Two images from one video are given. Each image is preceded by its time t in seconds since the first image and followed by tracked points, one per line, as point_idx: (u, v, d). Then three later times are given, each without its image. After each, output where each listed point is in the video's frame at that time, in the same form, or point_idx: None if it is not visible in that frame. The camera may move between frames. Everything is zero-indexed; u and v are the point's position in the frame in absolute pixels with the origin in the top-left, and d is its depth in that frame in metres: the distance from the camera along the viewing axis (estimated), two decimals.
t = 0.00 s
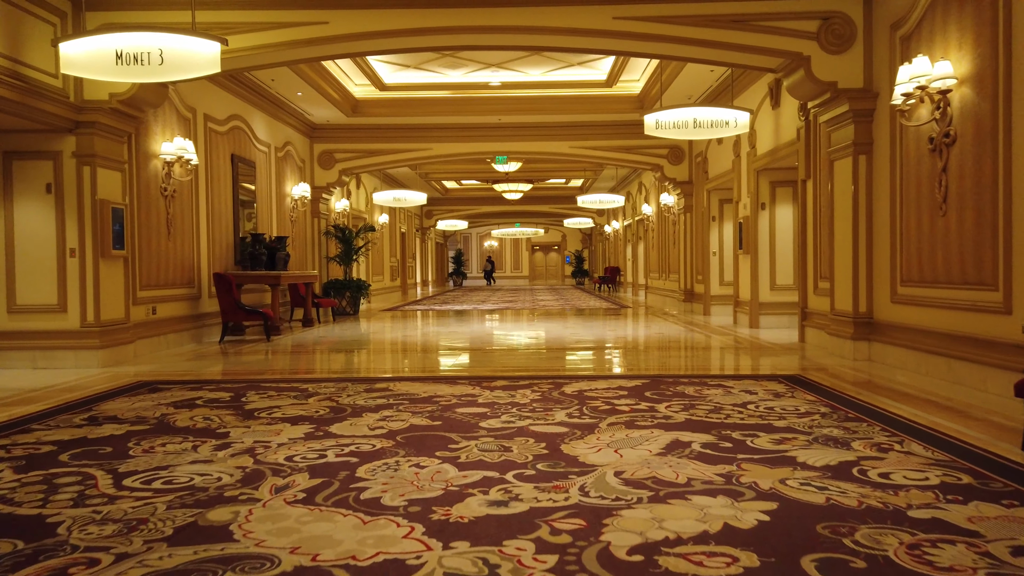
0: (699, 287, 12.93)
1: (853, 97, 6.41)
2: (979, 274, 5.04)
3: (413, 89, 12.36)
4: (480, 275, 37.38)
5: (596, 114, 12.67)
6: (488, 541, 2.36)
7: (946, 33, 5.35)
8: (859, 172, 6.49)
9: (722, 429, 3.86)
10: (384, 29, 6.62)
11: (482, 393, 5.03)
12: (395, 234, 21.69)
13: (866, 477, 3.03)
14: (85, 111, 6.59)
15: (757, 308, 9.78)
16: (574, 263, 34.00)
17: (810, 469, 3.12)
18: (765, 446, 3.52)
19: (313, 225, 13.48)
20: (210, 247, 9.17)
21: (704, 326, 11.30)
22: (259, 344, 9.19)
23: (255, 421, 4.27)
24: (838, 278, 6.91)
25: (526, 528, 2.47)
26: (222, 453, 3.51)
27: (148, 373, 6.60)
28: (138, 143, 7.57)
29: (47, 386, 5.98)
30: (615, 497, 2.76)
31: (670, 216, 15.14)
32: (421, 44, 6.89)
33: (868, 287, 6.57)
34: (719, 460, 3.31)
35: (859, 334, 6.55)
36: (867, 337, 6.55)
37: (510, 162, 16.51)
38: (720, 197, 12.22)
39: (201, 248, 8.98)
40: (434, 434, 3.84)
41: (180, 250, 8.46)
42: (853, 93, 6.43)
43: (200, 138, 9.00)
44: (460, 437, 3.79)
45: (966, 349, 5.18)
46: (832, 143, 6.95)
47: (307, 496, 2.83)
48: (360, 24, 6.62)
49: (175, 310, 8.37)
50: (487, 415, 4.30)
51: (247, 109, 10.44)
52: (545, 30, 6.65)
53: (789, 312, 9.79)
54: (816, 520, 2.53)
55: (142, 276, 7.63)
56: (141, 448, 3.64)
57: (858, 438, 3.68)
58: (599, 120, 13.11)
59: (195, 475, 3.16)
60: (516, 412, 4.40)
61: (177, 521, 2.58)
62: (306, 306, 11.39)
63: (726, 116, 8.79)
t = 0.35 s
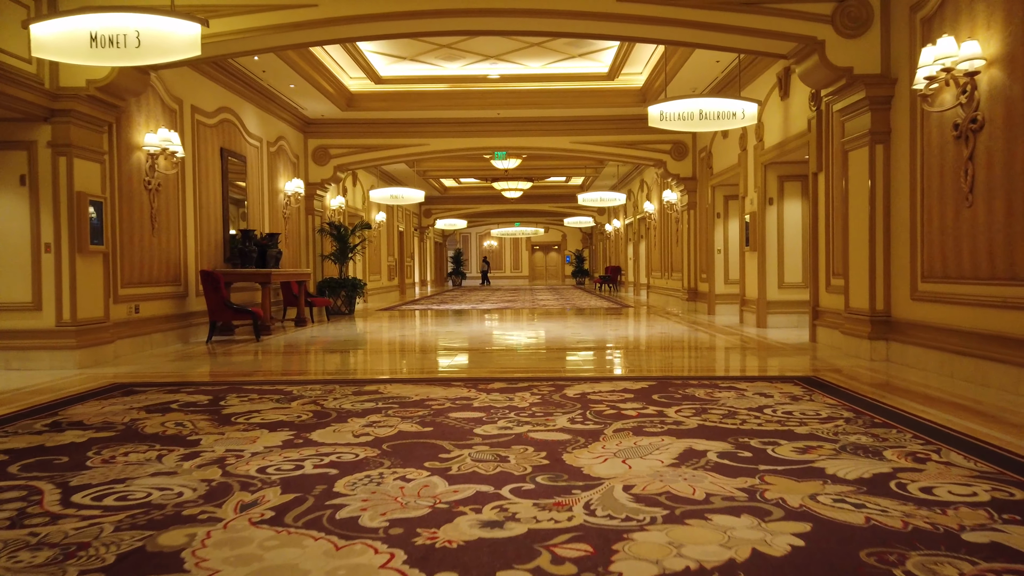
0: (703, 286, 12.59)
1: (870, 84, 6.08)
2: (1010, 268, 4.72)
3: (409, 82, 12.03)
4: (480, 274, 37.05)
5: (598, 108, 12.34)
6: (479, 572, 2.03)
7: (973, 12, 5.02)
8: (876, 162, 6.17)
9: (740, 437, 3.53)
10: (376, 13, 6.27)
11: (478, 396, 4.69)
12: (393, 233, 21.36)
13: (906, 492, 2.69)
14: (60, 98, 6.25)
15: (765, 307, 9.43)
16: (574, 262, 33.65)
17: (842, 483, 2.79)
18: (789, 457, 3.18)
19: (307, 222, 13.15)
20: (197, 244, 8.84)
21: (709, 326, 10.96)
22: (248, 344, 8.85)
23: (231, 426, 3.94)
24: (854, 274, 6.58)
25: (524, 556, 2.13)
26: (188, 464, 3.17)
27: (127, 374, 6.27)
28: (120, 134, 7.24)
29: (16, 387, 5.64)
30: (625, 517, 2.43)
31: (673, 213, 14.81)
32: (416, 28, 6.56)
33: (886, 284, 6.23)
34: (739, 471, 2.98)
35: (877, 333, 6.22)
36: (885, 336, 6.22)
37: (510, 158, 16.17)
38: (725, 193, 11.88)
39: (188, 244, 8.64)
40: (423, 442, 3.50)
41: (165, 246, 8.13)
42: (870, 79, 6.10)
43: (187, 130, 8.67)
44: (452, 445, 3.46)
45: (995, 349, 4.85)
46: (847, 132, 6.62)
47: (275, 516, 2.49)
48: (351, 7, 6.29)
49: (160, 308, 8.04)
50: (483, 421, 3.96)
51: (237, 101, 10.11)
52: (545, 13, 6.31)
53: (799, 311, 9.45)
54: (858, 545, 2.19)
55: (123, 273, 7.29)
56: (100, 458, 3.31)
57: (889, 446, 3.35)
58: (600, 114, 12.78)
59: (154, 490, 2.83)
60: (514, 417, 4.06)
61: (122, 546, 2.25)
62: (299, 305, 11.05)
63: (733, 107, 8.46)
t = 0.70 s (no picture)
0: (708, 288, 12.27)
1: (890, 77, 5.74)
2: None
3: (405, 79, 11.69)
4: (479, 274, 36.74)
5: (599, 105, 12.00)
6: None
7: None
8: (896, 160, 5.83)
9: (762, 462, 3.19)
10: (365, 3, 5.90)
11: (474, 411, 4.36)
12: (390, 233, 21.02)
13: (961, 535, 2.35)
14: (32, 93, 5.91)
15: (774, 310, 9.09)
16: (574, 263, 33.32)
17: (885, 524, 2.45)
18: (820, 488, 2.85)
19: (301, 223, 12.81)
20: (184, 246, 8.49)
21: (714, 330, 10.65)
22: (237, 350, 8.51)
23: (202, 449, 3.59)
24: (871, 278, 6.24)
25: None
26: (146, 498, 2.83)
27: (103, 385, 5.92)
28: (99, 131, 6.90)
29: None
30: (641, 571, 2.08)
31: (675, 213, 14.47)
32: (409, 20, 6.21)
33: (906, 289, 5.89)
34: (766, 507, 2.64)
35: (896, 341, 5.88)
36: (905, 344, 5.88)
37: (509, 157, 15.84)
38: (730, 192, 11.53)
39: (174, 247, 8.29)
40: (411, 469, 3.16)
41: (149, 248, 7.78)
42: (889, 72, 5.76)
43: (173, 128, 8.33)
44: (444, 473, 3.11)
45: None
46: (864, 128, 6.28)
47: (235, 567, 2.15)
48: None
49: (143, 313, 7.69)
50: (478, 442, 3.62)
51: (226, 98, 9.76)
52: (544, 4, 5.97)
53: (808, 314, 9.12)
54: None
55: (102, 277, 6.95)
56: (50, 490, 2.96)
57: (930, 474, 3.01)
58: (602, 112, 12.44)
59: (102, 532, 2.48)
60: (512, 438, 3.72)
61: None
62: (291, 308, 10.71)
63: (741, 103, 8.13)
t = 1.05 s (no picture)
0: (713, 288, 11.92)
1: (914, 65, 5.41)
2: None
3: (402, 73, 11.33)
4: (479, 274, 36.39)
5: (602, 100, 11.65)
6: None
7: None
8: (921, 153, 5.48)
9: (794, 486, 2.84)
10: None
11: (471, 424, 4.01)
12: (388, 233, 20.66)
13: None
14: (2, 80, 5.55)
15: (784, 312, 8.73)
16: (575, 262, 32.98)
17: (948, 566, 2.10)
18: (864, 518, 2.49)
19: (295, 221, 12.45)
20: (171, 244, 8.14)
21: (721, 332, 10.31)
22: (226, 353, 8.16)
23: (170, 468, 3.25)
24: (894, 279, 5.89)
25: None
26: (95, 529, 2.48)
27: (78, 392, 5.58)
28: (78, 123, 6.55)
29: None
30: None
31: (680, 211, 14.11)
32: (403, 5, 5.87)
33: (932, 290, 5.54)
34: (806, 542, 2.29)
35: (920, 345, 5.53)
36: (930, 348, 5.53)
37: (509, 155, 15.49)
38: (737, 189, 11.18)
39: (159, 245, 7.94)
40: (399, 494, 2.81)
41: (132, 247, 7.43)
42: (914, 59, 5.42)
43: (159, 121, 7.98)
44: (436, 498, 2.76)
45: None
46: (885, 120, 5.94)
47: None
48: None
49: (126, 316, 7.34)
50: (475, 461, 3.27)
51: (216, 92, 9.42)
52: None
53: (820, 316, 8.76)
54: None
55: (80, 277, 6.60)
56: None
57: (986, 501, 2.65)
58: (604, 107, 12.08)
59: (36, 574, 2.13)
60: (513, 455, 3.37)
61: None
62: (284, 310, 10.35)
63: (751, 95, 7.80)
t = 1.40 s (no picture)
0: (717, 287, 11.61)
1: (935, 47, 5.08)
2: None
3: (397, 65, 11.00)
4: (478, 274, 36.07)
5: (602, 94, 11.32)
6: None
7: None
8: (943, 141, 5.16)
9: (825, 505, 2.51)
10: None
11: (462, 431, 3.67)
12: (385, 231, 20.34)
13: None
14: None
15: (792, 311, 8.40)
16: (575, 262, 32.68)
17: None
18: (911, 544, 2.16)
19: (287, 218, 12.13)
20: (153, 241, 7.80)
21: (726, 332, 9.99)
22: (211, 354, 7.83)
23: (124, 482, 2.91)
24: (913, 275, 5.56)
25: None
26: (22, 558, 2.15)
27: (47, 395, 5.24)
28: (51, 112, 6.22)
29: None
30: None
31: (682, 208, 13.79)
32: None
33: (955, 286, 5.21)
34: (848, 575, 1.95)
35: (943, 345, 5.20)
36: (953, 349, 5.20)
37: (507, 151, 15.16)
38: (742, 185, 10.85)
39: (141, 242, 7.60)
40: (376, 515, 2.47)
41: (111, 243, 7.10)
42: (936, 41, 5.10)
43: (140, 112, 7.65)
44: (418, 520, 2.43)
45: None
46: (904, 106, 5.61)
47: None
48: None
49: (104, 315, 7.00)
50: (465, 474, 2.92)
51: (203, 83, 9.09)
52: None
53: (830, 316, 8.43)
54: None
55: (54, 273, 6.26)
56: None
57: None
58: (604, 100, 11.76)
59: None
60: (508, 468, 3.03)
61: None
62: (274, 309, 10.02)
63: (759, 85, 7.46)
